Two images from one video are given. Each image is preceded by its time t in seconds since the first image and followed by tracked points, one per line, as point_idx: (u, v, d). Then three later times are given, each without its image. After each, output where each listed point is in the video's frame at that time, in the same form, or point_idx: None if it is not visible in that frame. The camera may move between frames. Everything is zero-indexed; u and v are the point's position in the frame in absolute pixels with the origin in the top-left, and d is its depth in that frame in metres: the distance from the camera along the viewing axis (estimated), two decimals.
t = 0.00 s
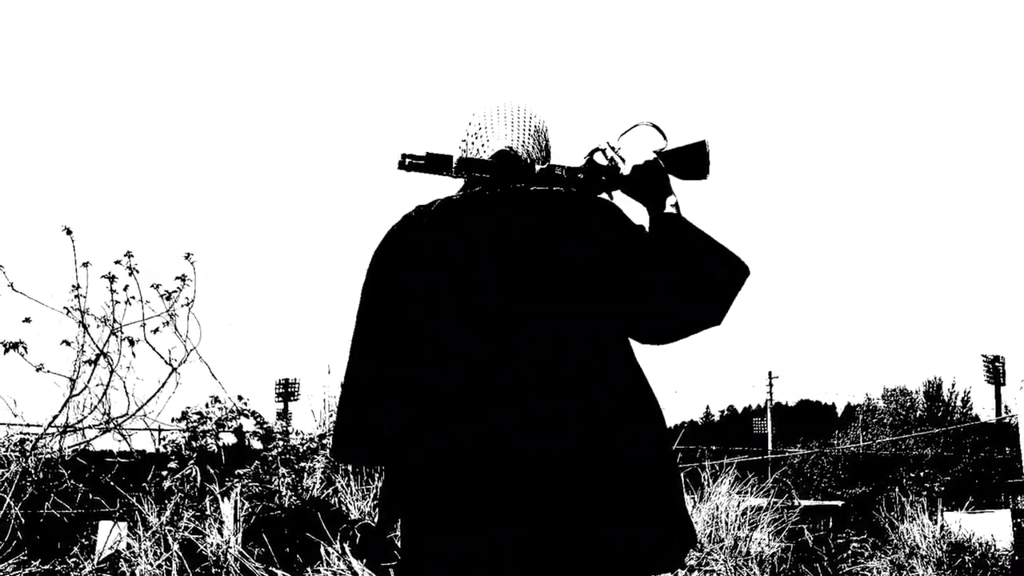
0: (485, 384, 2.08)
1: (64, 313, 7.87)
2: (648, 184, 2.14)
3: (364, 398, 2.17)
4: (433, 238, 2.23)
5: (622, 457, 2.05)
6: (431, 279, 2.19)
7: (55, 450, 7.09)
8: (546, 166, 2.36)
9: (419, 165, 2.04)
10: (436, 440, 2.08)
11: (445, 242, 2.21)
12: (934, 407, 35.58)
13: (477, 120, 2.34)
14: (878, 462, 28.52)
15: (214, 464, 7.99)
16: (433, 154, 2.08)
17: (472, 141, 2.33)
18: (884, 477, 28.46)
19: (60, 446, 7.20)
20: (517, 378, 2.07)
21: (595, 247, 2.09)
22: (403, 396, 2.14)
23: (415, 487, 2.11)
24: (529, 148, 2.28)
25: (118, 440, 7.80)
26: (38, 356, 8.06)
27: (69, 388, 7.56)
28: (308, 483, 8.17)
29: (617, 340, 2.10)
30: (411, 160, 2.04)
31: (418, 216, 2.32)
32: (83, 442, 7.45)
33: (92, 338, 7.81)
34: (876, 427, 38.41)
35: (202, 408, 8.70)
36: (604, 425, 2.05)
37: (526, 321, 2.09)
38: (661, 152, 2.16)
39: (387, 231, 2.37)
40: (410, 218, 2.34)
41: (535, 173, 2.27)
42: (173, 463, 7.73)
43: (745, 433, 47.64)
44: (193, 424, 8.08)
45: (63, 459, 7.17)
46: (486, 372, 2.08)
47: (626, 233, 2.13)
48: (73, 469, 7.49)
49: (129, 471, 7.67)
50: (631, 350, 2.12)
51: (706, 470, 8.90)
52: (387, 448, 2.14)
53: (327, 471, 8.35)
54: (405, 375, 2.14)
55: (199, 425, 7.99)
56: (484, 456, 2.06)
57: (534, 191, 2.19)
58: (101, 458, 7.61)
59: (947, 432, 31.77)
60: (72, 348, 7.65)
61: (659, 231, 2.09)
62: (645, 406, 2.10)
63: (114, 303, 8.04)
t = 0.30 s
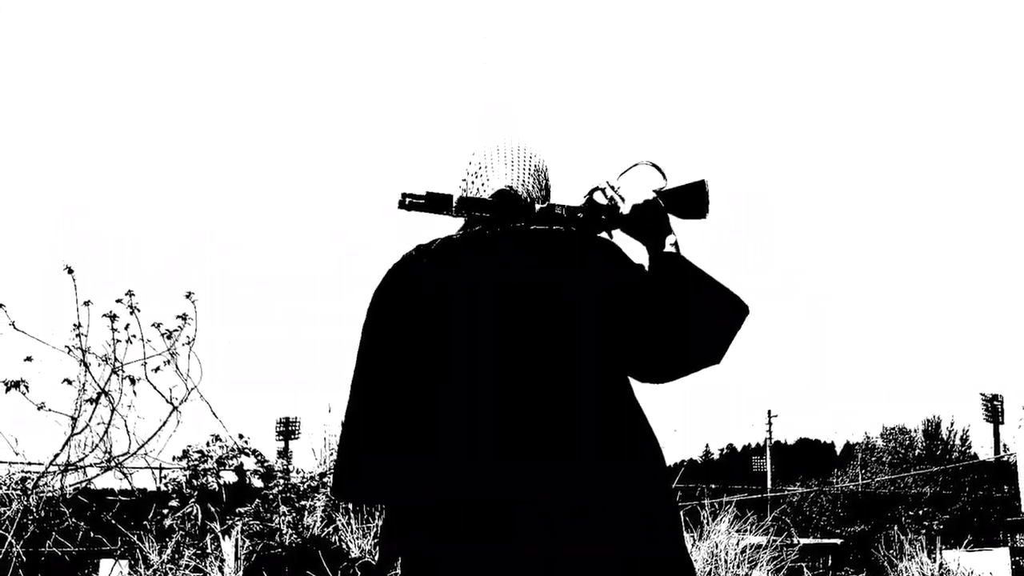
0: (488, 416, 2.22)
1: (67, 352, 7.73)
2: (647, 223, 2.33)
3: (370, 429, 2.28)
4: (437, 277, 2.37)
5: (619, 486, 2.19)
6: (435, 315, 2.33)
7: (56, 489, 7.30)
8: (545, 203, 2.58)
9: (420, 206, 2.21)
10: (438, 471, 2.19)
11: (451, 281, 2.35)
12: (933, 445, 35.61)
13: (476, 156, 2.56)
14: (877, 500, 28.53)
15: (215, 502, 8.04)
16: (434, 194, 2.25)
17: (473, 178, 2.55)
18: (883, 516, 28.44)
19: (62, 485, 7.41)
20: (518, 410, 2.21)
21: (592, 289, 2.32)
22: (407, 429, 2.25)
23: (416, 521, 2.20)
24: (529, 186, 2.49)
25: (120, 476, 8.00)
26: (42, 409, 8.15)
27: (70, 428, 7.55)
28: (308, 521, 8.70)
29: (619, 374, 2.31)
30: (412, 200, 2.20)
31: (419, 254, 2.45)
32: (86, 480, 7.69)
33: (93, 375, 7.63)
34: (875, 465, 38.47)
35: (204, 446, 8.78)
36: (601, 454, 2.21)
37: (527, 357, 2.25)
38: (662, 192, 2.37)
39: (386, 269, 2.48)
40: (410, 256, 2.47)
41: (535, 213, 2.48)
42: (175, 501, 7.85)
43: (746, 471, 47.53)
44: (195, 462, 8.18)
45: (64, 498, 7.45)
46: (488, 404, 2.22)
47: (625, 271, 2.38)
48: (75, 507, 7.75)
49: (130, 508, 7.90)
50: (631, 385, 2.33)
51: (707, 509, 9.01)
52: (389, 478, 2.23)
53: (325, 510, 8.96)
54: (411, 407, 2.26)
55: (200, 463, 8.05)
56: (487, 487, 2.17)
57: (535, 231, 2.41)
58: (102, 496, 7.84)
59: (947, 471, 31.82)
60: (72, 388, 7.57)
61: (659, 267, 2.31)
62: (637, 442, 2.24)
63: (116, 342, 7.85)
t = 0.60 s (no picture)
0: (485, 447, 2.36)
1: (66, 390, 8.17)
2: (648, 263, 2.55)
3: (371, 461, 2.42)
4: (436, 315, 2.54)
5: (612, 515, 2.34)
6: (433, 349, 2.48)
7: (58, 527, 7.50)
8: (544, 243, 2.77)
9: (419, 244, 2.39)
10: (439, 489, 2.34)
11: (449, 319, 2.52)
12: (932, 483, 35.59)
13: (476, 199, 2.79)
14: (876, 537, 28.56)
15: (216, 539, 8.17)
16: (434, 232, 2.43)
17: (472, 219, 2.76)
18: (880, 553, 28.46)
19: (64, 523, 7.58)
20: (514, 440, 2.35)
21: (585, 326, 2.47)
22: (404, 455, 2.39)
23: (416, 552, 2.34)
24: (529, 224, 2.70)
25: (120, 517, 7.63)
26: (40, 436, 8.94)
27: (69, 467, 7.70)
28: (308, 559, 8.87)
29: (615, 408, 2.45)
30: (415, 237, 2.37)
31: (418, 293, 2.62)
32: (88, 517, 7.69)
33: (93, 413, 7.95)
34: (874, 504, 38.43)
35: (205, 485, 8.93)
36: (595, 484, 2.34)
37: (523, 390, 2.39)
38: (662, 230, 2.58)
39: (388, 308, 2.66)
40: (411, 294, 2.64)
41: (536, 252, 2.66)
42: (175, 539, 7.86)
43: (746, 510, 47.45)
44: (196, 499, 8.02)
45: (67, 535, 7.53)
46: (486, 434, 2.36)
47: (622, 307, 2.54)
48: (76, 544, 7.63)
49: (132, 547, 7.84)
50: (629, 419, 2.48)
51: (708, 547, 9.18)
52: (390, 508, 2.38)
53: (326, 548, 9.17)
54: (410, 439, 2.40)
55: (201, 502, 7.99)
56: (485, 504, 2.31)
57: (535, 268, 2.57)
58: (104, 534, 7.77)
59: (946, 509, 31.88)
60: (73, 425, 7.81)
61: (660, 305, 2.51)
62: (632, 473, 2.38)
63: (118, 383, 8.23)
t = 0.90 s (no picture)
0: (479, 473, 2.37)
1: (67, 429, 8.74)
2: (648, 300, 2.47)
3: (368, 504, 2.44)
4: (434, 356, 2.54)
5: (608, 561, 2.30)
6: (431, 392, 2.49)
7: (59, 565, 7.66)
8: (544, 280, 2.83)
9: (419, 281, 2.39)
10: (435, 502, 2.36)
11: (446, 360, 2.52)
12: (932, 521, 35.61)
13: (478, 237, 2.86)
14: None
15: None
16: (433, 271, 2.42)
17: (474, 258, 2.82)
18: None
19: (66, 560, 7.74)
20: (508, 486, 2.35)
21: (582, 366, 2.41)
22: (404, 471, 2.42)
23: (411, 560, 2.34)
24: (528, 262, 2.74)
25: (120, 555, 7.85)
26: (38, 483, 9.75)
27: (73, 501, 8.33)
28: None
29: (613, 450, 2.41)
30: (413, 275, 2.37)
31: (418, 332, 2.63)
32: (89, 555, 7.88)
33: (94, 453, 8.57)
34: (874, 543, 38.44)
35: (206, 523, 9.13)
36: (589, 531, 2.31)
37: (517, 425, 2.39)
38: (660, 270, 2.56)
39: (389, 344, 2.67)
40: (411, 333, 2.66)
41: (535, 292, 2.65)
42: None
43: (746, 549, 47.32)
44: (197, 537, 8.35)
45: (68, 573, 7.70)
46: (479, 480, 2.36)
47: (631, 353, 2.47)
48: None
49: None
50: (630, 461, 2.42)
51: None
52: (386, 538, 2.38)
53: None
54: (405, 482, 2.41)
55: (201, 540, 8.25)
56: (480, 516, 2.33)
57: (532, 306, 2.54)
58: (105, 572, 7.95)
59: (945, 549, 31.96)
60: (75, 461, 8.43)
61: (660, 343, 2.42)
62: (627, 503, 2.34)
63: (118, 419, 8.82)
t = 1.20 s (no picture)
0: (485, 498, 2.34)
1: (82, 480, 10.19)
2: (648, 332, 2.47)
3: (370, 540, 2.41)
4: (435, 388, 2.51)
5: None
6: (430, 424, 2.47)
7: None
8: (544, 314, 2.76)
9: (420, 315, 2.30)
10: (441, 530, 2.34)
11: (446, 392, 2.49)
12: (927, 552, 36.25)
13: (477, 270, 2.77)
14: None
15: None
16: (433, 303, 2.34)
17: (474, 290, 2.73)
18: None
19: None
20: (509, 514, 2.32)
21: (582, 399, 2.39)
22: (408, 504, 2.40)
23: None
24: (529, 296, 2.68)
25: None
26: (46, 517, 10.55)
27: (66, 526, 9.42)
28: None
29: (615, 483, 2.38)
30: (414, 308, 2.27)
31: (419, 364, 2.59)
32: None
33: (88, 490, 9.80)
34: None
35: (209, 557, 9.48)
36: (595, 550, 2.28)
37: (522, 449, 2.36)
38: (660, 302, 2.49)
39: (389, 380, 2.62)
40: (411, 365, 2.61)
41: (535, 323, 2.61)
42: None
43: None
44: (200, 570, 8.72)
45: None
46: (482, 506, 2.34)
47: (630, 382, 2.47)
48: None
49: None
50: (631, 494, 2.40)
51: None
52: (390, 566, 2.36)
53: None
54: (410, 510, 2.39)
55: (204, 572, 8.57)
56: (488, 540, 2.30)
57: (534, 337, 2.52)
58: None
59: None
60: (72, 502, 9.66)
61: (660, 375, 2.44)
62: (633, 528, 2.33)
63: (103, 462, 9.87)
